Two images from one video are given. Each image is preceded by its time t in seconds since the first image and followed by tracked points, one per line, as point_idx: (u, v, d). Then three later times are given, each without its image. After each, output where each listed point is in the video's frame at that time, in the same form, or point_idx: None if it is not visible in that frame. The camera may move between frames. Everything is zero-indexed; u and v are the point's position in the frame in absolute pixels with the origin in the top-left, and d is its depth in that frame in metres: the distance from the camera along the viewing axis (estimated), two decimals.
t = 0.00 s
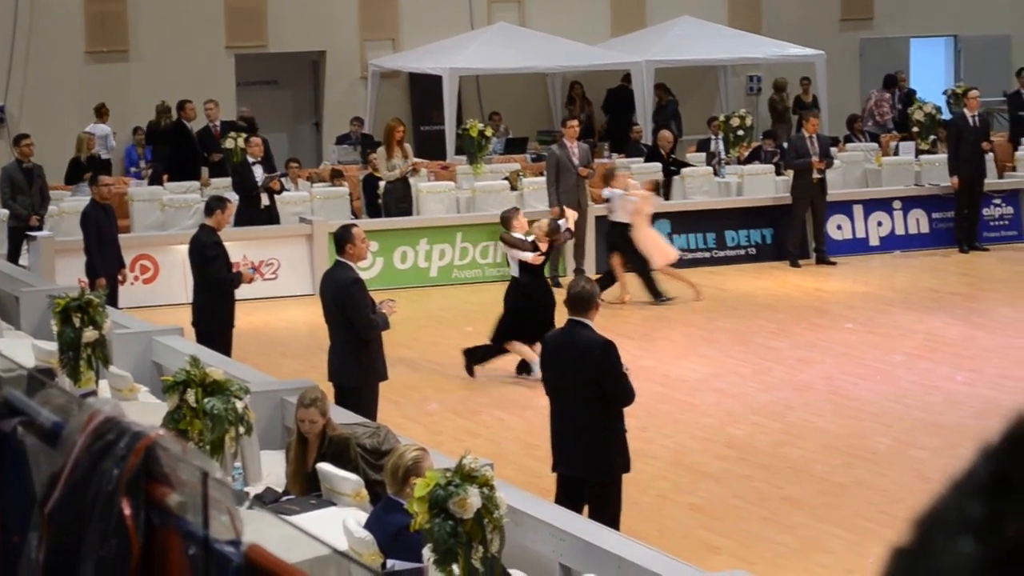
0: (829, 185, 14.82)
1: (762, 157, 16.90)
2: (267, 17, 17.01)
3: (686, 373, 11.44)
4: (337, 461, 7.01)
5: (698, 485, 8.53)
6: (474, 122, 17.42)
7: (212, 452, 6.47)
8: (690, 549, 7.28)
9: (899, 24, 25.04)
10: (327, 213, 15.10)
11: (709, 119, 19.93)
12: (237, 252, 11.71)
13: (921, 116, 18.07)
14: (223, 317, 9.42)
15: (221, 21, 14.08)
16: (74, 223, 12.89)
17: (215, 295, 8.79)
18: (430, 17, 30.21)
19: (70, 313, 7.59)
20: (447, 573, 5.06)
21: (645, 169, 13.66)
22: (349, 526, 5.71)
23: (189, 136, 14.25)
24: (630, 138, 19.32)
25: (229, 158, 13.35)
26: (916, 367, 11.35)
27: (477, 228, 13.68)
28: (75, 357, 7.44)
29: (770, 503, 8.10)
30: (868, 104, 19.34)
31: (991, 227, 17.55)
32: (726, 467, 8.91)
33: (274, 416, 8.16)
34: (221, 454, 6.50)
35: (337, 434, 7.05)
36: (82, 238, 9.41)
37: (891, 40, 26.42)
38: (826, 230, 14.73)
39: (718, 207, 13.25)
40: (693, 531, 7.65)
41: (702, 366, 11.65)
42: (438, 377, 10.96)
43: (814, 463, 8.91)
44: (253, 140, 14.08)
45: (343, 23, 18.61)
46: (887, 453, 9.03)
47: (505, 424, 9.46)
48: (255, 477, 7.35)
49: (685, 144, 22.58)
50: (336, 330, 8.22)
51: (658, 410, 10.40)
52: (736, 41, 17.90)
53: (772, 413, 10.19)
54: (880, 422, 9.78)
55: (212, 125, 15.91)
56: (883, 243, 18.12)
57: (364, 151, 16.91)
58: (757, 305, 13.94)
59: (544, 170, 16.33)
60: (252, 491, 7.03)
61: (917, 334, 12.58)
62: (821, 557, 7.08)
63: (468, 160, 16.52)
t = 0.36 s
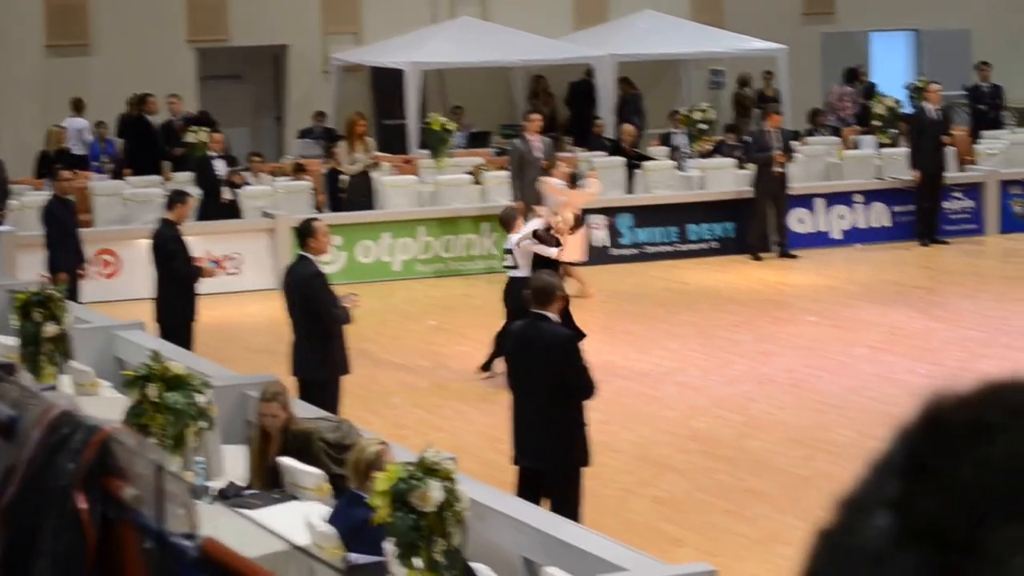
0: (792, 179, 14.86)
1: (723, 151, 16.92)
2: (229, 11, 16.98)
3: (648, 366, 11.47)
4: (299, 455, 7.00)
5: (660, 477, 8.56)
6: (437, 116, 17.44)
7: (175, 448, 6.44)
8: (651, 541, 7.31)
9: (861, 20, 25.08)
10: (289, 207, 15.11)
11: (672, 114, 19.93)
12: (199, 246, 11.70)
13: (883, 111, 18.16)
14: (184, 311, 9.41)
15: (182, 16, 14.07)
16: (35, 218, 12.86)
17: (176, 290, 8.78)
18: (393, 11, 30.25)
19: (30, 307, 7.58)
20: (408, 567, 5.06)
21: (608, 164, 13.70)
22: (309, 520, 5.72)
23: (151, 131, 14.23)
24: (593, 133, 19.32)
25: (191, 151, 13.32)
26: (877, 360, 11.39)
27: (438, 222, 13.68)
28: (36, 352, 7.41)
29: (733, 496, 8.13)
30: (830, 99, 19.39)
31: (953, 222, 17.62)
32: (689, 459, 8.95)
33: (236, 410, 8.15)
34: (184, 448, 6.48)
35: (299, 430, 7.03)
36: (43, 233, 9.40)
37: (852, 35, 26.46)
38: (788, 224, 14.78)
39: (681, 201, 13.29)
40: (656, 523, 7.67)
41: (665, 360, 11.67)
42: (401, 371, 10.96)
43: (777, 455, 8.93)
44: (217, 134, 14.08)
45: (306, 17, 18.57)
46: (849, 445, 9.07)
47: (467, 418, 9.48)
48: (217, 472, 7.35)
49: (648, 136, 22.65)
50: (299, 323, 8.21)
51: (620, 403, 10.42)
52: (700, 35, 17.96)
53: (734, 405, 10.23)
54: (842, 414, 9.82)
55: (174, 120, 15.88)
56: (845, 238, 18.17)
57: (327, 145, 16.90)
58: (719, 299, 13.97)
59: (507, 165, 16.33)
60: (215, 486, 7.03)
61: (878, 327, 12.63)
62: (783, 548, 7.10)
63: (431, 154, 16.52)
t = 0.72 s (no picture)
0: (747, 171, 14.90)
1: (679, 144, 16.96)
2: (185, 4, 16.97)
3: (604, 359, 11.49)
4: (254, 448, 6.98)
5: (615, 471, 8.57)
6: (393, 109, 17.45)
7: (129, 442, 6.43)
8: (607, 534, 7.32)
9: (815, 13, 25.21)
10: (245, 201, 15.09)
11: (628, 106, 20.00)
12: (154, 239, 11.69)
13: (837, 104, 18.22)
14: (139, 304, 9.40)
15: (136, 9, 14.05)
16: None
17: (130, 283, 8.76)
18: (352, 3, 30.34)
19: None
20: (364, 561, 5.06)
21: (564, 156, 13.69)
22: (264, 513, 5.72)
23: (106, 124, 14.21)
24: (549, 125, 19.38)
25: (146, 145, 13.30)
26: (832, 352, 11.43)
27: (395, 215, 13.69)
28: None
29: (689, 489, 8.14)
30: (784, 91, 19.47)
31: (908, 214, 17.67)
32: (645, 452, 8.96)
33: (192, 403, 8.15)
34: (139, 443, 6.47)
35: (253, 423, 7.02)
36: None
37: (807, 27, 26.58)
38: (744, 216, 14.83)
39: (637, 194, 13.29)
40: (612, 516, 7.68)
41: (621, 352, 11.69)
42: (358, 364, 10.97)
43: (732, 450, 8.93)
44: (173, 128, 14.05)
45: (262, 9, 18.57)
46: (803, 438, 9.10)
47: (423, 410, 9.49)
48: (172, 465, 7.34)
49: (604, 130, 22.79)
50: (254, 316, 8.20)
51: (576, 396, 10.43)
52: (656, 27, 17.99)
53: (690, 398, 10.26)
54: (797, 407, 9.85)
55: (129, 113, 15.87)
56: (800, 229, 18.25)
57: (282, 138, 16.90)
58: (675, 292, 14.00)
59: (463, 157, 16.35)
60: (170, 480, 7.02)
61: (833, 319, 12.67)
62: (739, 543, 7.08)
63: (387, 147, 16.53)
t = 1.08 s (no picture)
0: (702, 164, 14.95)
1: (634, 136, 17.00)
2: None
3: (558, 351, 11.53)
4: (207, 441, 6.99)
5: (570, 462, 8.61)
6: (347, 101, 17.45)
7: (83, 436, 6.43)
8: (563, 525, 7.36)
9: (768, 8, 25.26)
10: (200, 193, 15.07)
11: (583, 97, 20.03)
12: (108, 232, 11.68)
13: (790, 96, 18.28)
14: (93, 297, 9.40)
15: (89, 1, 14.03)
16: None
17: (85, 276, 8.77)
18: None
19: None
20: (317, 555, 5.07)
21: (519, 149, 13.71)
22: (219, 506, 5.73)
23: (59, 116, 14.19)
24: (504, 118, 19.38)
25: (101, 137, 13.30)
26: (786, 344, 11.48)
27: (349, 208, 13.70)
28: None
29: (644, 480, 8.18)
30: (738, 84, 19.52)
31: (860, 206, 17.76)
32: (600, 443, 9.00)
33: (145, 396, 8.16)
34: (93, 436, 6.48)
35: (208, 416, 7.03)
36: None
37: (760, 20, 26.63)
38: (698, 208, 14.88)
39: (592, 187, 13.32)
40: (567, 508, 7.71)
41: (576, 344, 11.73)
42: (314, 356, 10.98)
43: (688, 443, 8.97)
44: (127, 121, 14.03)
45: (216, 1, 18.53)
46: (758, 429, 9.15)
47: (377, 403, 9.51)
48: (125, 459, 7.36)
49: (557, 121, 22.82)
50: (208, 310, 8.21)
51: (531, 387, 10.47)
52: (610, 19, 18.02)
53: (645, 389, 10.30)
54: (752, 398, 9.90)
55: (82, 106, 15.85)
56: (755, 221, 18.29)
57: (236, 130, 16.90)
58: (629, 284, 14.04)
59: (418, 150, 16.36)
60: (123, 473, 7.03)
61: (787, 311, 12.73)
62: (696, 534, 7.12)
63: (342, 140, 16.54)
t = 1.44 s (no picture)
0: (657, 157, 14.96)
1: (590, 130, 17.00)
2: None
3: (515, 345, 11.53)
4: (162, 436, 6.98)
5: (525, 456, 8.61)
6: (303, 95, 17.43)
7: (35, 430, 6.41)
8: (518, 519, 7.36)
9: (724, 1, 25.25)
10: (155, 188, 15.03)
11: (539, 91, 20.01)
12: (62, 227, 11.64)
13: (745, 90, 18.32)
14: (46, 291, 9.37)
15: None
16: None
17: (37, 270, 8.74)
18: None
19: None
20: (273, 549, 5.05)
21: (475, 142, 13.70)
22: (173, 501, 5.71)
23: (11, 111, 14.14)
24: (460, 111, 19.35)
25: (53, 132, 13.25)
26: (741, 337, 11.50)
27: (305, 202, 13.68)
28: None
29: (600, 474, 8.19)
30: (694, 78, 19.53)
31: (815, 199, 17.79)
32: (555, 437, 9.00)
33: (100, 391, 8.14)
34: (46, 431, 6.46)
35: (163, 411, 7.01)
36: None
37: (716, 14, 26.63)
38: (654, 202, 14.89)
39: (548, 181, 13.32)
40: (522, 502, 7.71)
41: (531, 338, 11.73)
42: (270, 351, 10.97)
43: (642, 436, 8.97)
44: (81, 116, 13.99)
45: None
46: (713, 422, 9.16)
47: (333, 398, 9.49)
48: (79, 454, 7.34)
49: (513, 115, 22.85)
50: (163, 304, 8.19)
51: (487, 381, 10.47)
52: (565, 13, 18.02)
53: (600, 383, 10.30)
54: (707, 391, 9.92)
55: (35, 100, 15.78)
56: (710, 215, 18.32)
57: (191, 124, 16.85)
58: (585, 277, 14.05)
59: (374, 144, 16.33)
60: (77, 469, 7.02)
61: (742, 304, 12.75)
62: (648, 527, 7.12)
63: (297, 134, 16.51)
